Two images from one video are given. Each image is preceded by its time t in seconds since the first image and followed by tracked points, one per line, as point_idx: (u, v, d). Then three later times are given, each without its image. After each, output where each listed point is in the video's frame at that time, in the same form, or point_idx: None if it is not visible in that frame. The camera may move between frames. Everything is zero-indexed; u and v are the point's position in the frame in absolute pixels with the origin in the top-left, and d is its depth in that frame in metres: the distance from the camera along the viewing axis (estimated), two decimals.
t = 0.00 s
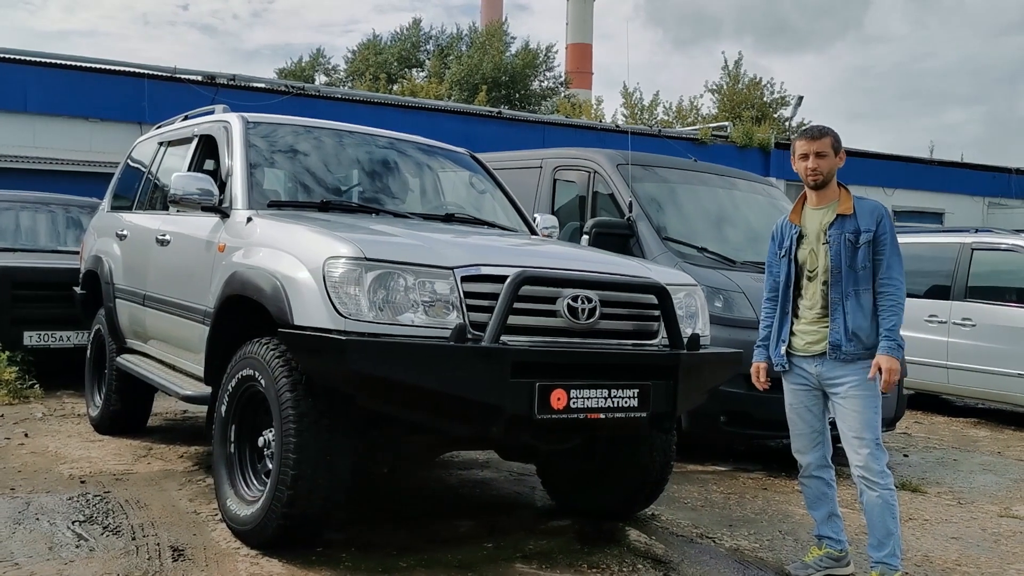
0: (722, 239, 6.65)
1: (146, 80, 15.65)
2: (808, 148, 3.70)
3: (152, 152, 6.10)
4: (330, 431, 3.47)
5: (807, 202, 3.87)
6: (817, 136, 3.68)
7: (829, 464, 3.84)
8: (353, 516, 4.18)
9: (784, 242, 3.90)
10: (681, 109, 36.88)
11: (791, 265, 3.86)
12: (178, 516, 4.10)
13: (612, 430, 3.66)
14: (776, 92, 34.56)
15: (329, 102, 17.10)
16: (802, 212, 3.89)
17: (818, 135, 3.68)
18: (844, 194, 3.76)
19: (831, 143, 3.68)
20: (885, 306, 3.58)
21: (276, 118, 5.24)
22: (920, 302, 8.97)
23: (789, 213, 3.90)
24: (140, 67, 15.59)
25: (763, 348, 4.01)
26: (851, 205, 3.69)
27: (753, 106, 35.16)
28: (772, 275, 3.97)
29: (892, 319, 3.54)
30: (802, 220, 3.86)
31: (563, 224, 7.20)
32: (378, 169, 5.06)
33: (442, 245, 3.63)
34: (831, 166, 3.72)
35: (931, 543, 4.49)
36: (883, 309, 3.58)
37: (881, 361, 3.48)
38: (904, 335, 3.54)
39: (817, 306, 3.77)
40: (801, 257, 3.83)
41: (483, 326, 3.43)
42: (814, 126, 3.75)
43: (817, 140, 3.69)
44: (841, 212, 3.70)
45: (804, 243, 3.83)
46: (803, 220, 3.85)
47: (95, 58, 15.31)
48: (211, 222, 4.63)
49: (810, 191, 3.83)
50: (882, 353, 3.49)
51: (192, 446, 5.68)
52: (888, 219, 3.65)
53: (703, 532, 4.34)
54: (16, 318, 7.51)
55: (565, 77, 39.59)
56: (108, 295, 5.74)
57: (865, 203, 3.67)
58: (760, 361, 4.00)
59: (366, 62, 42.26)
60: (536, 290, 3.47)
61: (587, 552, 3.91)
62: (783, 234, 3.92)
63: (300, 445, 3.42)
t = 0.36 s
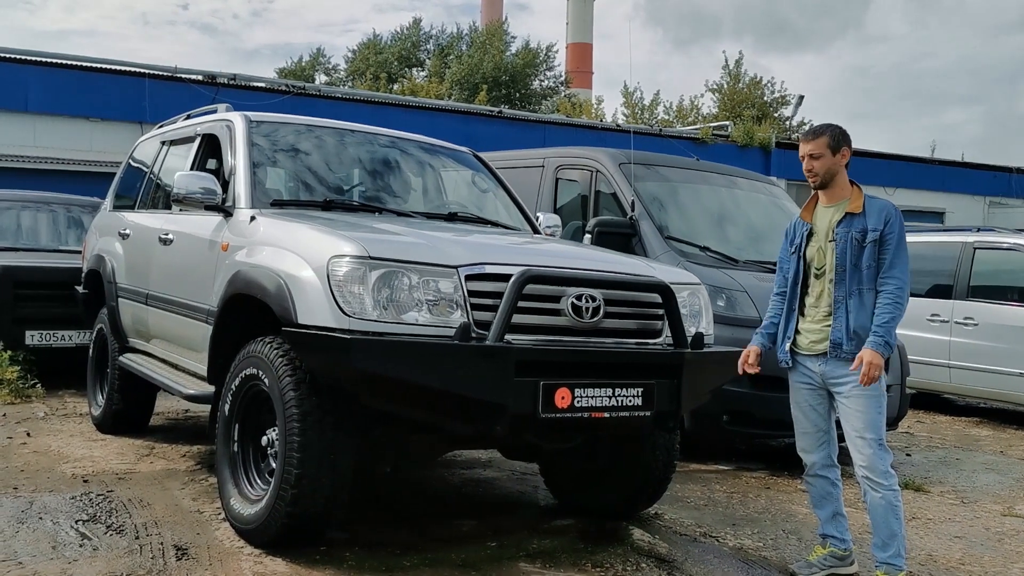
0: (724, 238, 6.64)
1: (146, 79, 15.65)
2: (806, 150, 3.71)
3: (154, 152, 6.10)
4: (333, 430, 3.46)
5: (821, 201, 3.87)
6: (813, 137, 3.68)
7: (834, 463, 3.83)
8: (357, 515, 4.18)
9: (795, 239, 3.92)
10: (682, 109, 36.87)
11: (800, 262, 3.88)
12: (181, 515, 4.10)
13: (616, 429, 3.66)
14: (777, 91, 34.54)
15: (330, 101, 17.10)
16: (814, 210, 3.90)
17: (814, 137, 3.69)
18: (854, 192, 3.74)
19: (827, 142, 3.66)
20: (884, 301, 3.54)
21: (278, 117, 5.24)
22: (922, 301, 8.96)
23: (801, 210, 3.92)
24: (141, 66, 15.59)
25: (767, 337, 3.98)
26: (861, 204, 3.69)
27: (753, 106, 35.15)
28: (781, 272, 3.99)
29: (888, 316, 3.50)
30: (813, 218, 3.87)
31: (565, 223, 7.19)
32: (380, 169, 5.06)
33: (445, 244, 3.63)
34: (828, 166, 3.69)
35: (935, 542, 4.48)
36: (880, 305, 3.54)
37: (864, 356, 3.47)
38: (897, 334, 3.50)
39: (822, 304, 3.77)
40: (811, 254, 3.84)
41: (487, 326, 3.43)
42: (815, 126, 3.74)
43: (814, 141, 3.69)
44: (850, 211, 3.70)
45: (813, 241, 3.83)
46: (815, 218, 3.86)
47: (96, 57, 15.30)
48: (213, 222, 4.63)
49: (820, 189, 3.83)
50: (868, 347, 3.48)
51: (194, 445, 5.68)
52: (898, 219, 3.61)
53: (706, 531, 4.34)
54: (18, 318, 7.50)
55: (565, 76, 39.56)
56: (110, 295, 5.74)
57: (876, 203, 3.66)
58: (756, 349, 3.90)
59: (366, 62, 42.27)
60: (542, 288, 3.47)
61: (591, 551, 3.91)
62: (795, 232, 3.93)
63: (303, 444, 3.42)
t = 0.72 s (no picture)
0: (722, 238, 6.64)
1: (146, 79, 15.65)
2: (829, 143, 3.67)
3: (153, 152, 6.10)
4: (331, 430, 3.46)
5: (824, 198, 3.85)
6: (840, 131, 3.64)
7: (835, 465, 3.84)
8: (356, 516, 4.18)
9: (797, 237, 3.91)
10: (681, 109, 36.88)
11: (802, 261, 3.86)
12: (179, 516, 4.10)
13: (615, 429, 3.66)
14: (777, 91, 34.54)
15: (330, 101, 17.10)
16: (816, 209, 3.88)
17: (841, 131, 3.65)
18: (859, 192, 3.72)
19: (853, 139, 3.64)
20: (896, 311, 3.55)
21: (277, 117, 5.24)
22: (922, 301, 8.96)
23: (803, 208, 3.89)
24: (140, 66, 15.58)
25: (739, 300, 4.07)
26: (865, 204, 3.67)
27: (753, 105, 35.17)
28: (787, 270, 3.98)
29: (902, 322, 3.51)
30: (816, 216, 3.85)
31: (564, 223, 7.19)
32: (379, 169, 5.06)
33: (443, 245, 3.62)
34: (849, 164, 3.67)
35: (933, 543, 4.48)
36: (893, 311, 3.56)
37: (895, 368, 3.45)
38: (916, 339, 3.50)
39: (825, 304, 3.77)
40: (813, 253, 3.82)
41: (484, 326, 3.43)
42: (839, 121, 3.69)
43: (839, 136, 3.65)
44: (853, 211, 3.68)
45: (815, 240, 3.82)
46: (817, 217, 3.84)
47: (95, 58, 15.31)
48: (212, 222, 4.63)
49: (827, 187, 3.80)
50: (895, 359, 3.45)
51: (193, 446, 5.68)
52: (902, 220, 3.62)
53: (705, 532, 4.34)
54: (17, 318, 7.50)
55: (565, 76, 39.57)
56: (109, 295, 5.74)
57: (879, 203, 3.65)
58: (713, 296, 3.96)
59: (366, 62, 42.28)
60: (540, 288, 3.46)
61: (589, 552, 3.91)
62: (797, 230, 3.92)
63: (301, 444, 3.41)
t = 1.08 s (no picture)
0: (717, 245, 6.65)
1: (141, 86, 15.63)
2: (844, 151, 3.65)
3: (146, 160, 6.09)
4: (323, 441, 3.45)
5: (825, 204, 3.84)
6: (856, 139, 3.63)
7: (833, 477, 3.83)
8: (348, 526, 4.17)
9: (795, 244, 3.88)
10: (677, 115, 36.97)
11: (802, 269, 3.84)
12: (170, 526, 4.08)
13: (608, 439, 3.65)
14: (771, 98, 34.65)
15: (325, 108, 17.11)
16: (815, 216, 3.86)
17: (857, 139, 3.64)
18: (863, 201, 3.73)
19: (867, 150, 3.65)
20: (900, 321, 3.60)
21: (270, 125, 5.23)
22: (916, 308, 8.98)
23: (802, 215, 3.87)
24: (135, 73, 15.56)
25: (722, 299, 4.02)
26: (871, 213, 3.68)
27: (748, 112, 35.27)
28: (785, 280, 3.95)
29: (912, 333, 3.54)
30: (817, 224, 3.84)
31: (558, 231, 7.19)
32: (374, 177, 5.05)
33: (436, 254, 3.62)
34: (862, 172, 3.67)
35: (927, 552, 4.48)
36: (898, 323, 3.60)
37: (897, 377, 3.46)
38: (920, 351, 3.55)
39: (829, 313, 3.74)
40: (816, 260, 3.80)
41: (477, 336, 3.42)
42: (852, 129, 3.68)
43: (854, 144, 3.64)
44: (860, 220, 3.68)
45: (817, 248, 3.80)
46: (818, 223, 3.83)
47: (90, 65, 15.29)
48: (204, 231, 4.62)
49: (830, 194, 3.80)
50: (899, 367, 3.47)
51: (186, 455, 5.66)
52: (907, 231, 3.65)
53: (699, 541, 4.33)
54: (9, 327, 7.48)
55: (560, 83, 39.65)
56: (102, 304, 5.72)
57: (885, 213, 3.67)
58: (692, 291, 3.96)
59: (361, 68, 42.31)
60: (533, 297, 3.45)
61: (583, 561, 3.90)
62: (795, 237, 3.90)
63: (294, 455, 3.40)
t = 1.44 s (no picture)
0: (712, 251, 6.64)
1: (137, 92, 15.58)
2: (847, 157, 3.63)
3: (139, 165, 6.08)
4: (314, 449, 3.43)
5: (825, 210, 3.82)
6: (859, 145, 3.62)
7: (830, 486, 3.80)
8: (340, 534, 4.14)
9: (794, 250, 3.86)
10: (673, 121, 37.02)
11: (802, 276, 3.81)
12: (160, 535, 4.05)
13: (600, 447, 3.64)
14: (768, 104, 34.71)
15: (322, 114, 17.10)
16: (815, 222, 3.84)
17: (860, 145, 3.62)
18: (864, 209, 3.72)
19: (869, 157, 3.63)
20: (902, 328, 3.61)
21: (263, 131, 5.21)
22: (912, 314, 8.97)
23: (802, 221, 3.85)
24: (131, 79, 15.54)
25: (712, 316, 4.00)
26: (872, 221, 3.67)
27: (744, 118, 35.33)
28: (785, 286, 3.93)
29: (915, 341, 3.55)
30: (818, 230, 3.81)
31: (552, 237, 7.18)
32: (368, 184, 5.04)
33: (427, 260, 3.60)
34: (864, 179, 3.65)
35: (922, 559, 4.46)
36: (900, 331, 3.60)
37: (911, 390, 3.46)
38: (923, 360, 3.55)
39: (828, 321, 3.72)
40: (815, 267, 3.78)
41: (468, 343, 3.40)
42: (855, 135, 3.66)
43: (857, 151, 3.63)
44: (861, 228, 3.66)
45: (817, 254, 3.78)
46: (819, 230, 3.81)
47: (86, 71, 15.26)
48: (196, 237, 4.60)
49: (831, 200, 3.77)
50: (911, 382, 3.47)
51: (178, 462, 5.63)
52: (908, 238, 3.66)
53: (692, 549, 4.31)
54: (2, 333, 7.44)
55: (557, 89, 39.69)
56: (93, 310, 5.70)
57: (886, 221, 3.66)
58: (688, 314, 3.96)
59: (358, 74, 42.33)
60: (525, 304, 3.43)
61: (575, 570, 3.87)
62: (794, 243, 3.87)
63: (284, 463, 3.38)
